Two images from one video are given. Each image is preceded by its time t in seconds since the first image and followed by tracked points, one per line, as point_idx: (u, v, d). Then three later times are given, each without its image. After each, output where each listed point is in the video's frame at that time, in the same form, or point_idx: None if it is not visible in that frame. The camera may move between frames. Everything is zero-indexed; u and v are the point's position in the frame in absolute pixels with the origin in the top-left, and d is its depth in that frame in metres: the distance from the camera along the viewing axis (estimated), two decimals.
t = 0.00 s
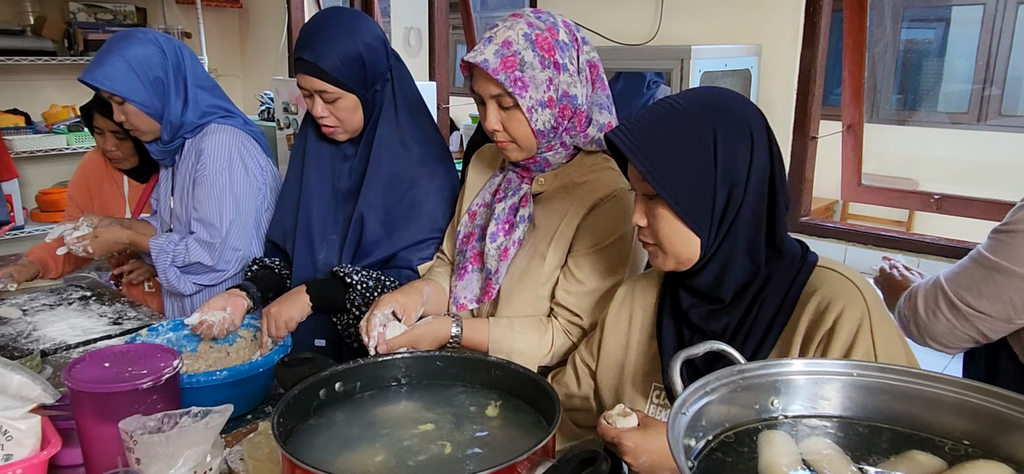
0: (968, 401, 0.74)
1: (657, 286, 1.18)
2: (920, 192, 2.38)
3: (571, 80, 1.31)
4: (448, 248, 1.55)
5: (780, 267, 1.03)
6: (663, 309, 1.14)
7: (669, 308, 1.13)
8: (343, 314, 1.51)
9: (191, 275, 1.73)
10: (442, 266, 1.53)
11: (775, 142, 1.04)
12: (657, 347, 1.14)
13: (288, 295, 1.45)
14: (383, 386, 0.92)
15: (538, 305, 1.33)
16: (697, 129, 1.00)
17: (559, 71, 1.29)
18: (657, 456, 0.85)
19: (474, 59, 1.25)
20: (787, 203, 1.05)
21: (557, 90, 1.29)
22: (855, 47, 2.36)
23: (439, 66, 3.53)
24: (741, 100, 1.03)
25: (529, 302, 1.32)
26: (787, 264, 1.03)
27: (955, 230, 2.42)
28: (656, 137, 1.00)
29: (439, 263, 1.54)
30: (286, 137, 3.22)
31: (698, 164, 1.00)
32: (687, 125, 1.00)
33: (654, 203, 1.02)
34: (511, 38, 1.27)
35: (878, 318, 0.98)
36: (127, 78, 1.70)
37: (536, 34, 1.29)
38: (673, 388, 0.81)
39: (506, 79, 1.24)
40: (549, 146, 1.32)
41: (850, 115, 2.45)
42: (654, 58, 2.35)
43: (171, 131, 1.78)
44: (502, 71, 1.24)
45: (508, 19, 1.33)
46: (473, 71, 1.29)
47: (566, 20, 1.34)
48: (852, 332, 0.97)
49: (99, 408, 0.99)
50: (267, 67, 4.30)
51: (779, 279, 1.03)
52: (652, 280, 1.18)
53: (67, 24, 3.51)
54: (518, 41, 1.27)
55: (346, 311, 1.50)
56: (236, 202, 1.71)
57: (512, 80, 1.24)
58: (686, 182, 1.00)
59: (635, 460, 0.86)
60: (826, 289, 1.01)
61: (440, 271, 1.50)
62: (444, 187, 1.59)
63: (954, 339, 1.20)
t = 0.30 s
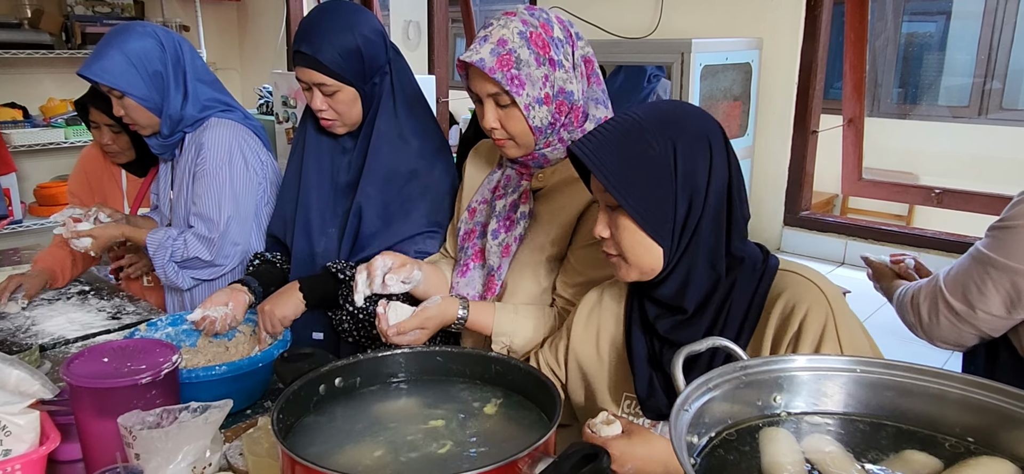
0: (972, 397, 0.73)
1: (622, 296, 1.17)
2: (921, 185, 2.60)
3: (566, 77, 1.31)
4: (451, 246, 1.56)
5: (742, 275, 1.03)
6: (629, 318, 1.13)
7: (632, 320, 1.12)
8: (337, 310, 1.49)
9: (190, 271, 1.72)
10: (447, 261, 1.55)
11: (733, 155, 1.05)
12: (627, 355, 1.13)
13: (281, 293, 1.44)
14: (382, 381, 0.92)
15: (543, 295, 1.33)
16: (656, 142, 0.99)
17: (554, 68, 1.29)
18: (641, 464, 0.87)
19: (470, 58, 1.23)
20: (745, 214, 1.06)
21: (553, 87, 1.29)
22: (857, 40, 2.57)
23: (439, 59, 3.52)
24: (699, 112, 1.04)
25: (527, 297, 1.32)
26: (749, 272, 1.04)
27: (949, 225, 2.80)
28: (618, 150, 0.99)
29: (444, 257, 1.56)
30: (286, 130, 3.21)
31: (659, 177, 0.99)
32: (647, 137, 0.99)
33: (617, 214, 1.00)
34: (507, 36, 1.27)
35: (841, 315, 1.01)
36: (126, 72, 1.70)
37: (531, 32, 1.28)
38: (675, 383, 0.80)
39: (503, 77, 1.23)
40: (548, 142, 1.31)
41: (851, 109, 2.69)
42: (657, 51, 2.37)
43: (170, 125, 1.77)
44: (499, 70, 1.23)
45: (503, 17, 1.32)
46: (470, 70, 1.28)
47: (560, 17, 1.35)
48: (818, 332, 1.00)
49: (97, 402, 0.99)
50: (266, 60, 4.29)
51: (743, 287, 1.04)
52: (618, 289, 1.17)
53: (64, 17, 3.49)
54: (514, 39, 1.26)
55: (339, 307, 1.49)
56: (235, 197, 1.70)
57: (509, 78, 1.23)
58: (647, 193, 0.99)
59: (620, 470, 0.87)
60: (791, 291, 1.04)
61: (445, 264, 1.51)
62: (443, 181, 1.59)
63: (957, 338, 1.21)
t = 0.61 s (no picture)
0: (975, 393, 0.73)
1: (603, 294, 1.16)
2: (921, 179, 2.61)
3: (589, 67, 1.30)
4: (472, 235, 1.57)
5: (720, 270, 1.04)
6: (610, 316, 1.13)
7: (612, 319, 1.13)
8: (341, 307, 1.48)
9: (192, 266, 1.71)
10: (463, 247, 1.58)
11: (708, 157, 1.06)
12: (609, 352, 1.14)
13: (282, 292, 1.42)
14: (383, 376, 0.92)
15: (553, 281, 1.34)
16: (632, 144, 0.99)
17: (578, 57, 1.28)
18: (628, 460, 0.90)
19: (495, 43, 1.24)
20: (720, 212, 1.07)
21: (576, 76, 1.28)
22: (858, 34, 2.56)
23: (439, 52, 3.51)
24: (674, 113, 1.05)
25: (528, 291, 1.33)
26: (727, 268, 1.05)
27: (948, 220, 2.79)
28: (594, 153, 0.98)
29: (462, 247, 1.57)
30: (286, 125, 3.20)
31: (636, 180, 0.99)
32: (623, 140, 0.99)
33: (595, 216, 1.00)
34: (532, 23, 1.26)
35: (816, 310, 1.02)
36: (126, 67, 1.69)
37: (557, 20, 1.28)
38: (676, 376, 0.79)
39: (527, 63, 1.22)
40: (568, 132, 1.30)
41: (851, 103, 2.68)
42: (660, 45, 2.36)
43: (170, 120, 1.77)
44: (522, 55, 1.23)
45: (530, 6, 1.32)
46: (495, 55, 1.28)
47: (586, 9, 1.34)
48: (794, 329, 1.00)
49: (97, 397, 0.99)
50: (265, 55, 4.27)
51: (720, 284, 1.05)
52: (599, 288, 1.16)
53: (63, 11, 3.48)
54: (540, 26, 1.26)
55: (343, 305, 1.47)
56: (235, 192, 1.69)
57: (532, 64, 1.22)
58: (625, 195, 0.99)
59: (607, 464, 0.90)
60: (768, 287, 1.04)
61: (467, 250, 1.54)
62: (444, 176, 1.59)
63: (960, 334, 1.21)
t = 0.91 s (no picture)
0: (979, 389, 0.73)
1: (600, 285, 1.16)
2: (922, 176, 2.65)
3: (597, 62, 1.31)
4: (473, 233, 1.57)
5: (713, 264, 1.04)
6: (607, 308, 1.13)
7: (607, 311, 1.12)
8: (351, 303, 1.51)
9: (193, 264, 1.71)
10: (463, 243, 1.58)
11: (703, 149, 1.06)
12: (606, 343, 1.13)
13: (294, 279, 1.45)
14: (382, 373, 0.92)
15: (558, 276, 1.34)
16: (627, 137, 0.99)
17: (586, 53, 1.29)
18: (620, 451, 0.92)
19: (505, 40, 1.23)
20: (715, 204, 1.06)
21: (584, 71, 1.28)
22: (860, 29, 2.56)
23: (439, 48, 3.50)
24: (668, 105, 1.04)
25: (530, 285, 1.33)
26: (721, 260, 1.05)
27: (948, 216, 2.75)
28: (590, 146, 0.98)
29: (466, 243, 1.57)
30: (286, 121, 3.19)
31: (632, 173, 0.99)
32: (619, 133, 0.99)
33: (591, 209, 1.00)
34: (541, 20, 1.25)
35: (807, 308, 1.02)
36: (125, 62, 1.69)
37: (565, 17, 1.28)
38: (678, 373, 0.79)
39: (536, 59, 1.22)
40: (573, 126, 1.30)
41: (852, 100, 2.70)
42: (660, 41, 2.36)
43: (170, 116, 1.76)
44: (532, 52, 1.22)
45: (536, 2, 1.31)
46: (502, 51, 1.27)
47: (591, 5, 1.35)
48: (783, 321, 1.01)
49: (98, 393, 0.99)
50: (265, 51, 4.27)
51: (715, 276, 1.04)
52: (596, 278, 1.17)
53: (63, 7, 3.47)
54: (549, 23, 1.25)
55: (354, 301, 1.50)
56: (235, 187, 1.69)
57: (541, 60, 1.22)
58: (621, 189, 0.98)
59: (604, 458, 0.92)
60: (759, 280, 1.04)
61: (471, 247, 1.53)
62: (447, 171, 1.59)
63: (956, 329, 1.21)
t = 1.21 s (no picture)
0: (977, 385, 0.72)
1: (612, 269, 1.17)
2: (921, 172, 2.63)
3: (589, 55, 1.31)
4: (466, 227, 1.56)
5: (721, 252, 1.03)
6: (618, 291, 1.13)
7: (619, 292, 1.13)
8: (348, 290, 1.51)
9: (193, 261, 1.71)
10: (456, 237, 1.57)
11: (719, 132, 1.05)
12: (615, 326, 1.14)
13: (296, 262, 1.47)
14: (382, 370, 0.92)
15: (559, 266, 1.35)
16: (641, 119, 0.99)
17: (578, 47, 1.29)
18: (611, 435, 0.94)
19: (499, 35, 1.23)
20: (729, 188, 1.06)
21: (577, 64, 1.29)
22: (859, 26, 2.55)
23: (439, 45, 3.50)
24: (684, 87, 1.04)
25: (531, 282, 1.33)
26: (731, 248, 1.04)
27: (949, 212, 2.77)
28: (604, 129, 0.98)
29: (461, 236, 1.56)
30: (285, 117, 3.19)
31: (646, 155, 0.99)
32: (633, 114, 0.99)
33: (605, 192, 1.00)
34: (534, 14, 1.26)
35: (809, 303, 1.01)
36: (121, 59, 1.69)
37: (558, 11, 1.29)
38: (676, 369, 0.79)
39: (531, 53, 1.22)
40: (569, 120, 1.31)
41: (852, 96, 2.68)
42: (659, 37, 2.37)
43: (166, 113, 1.76)
44: (527, 46, 1.22)
45: None
46: (496, 46, 1.27)
47: None
48: (783, 319, 1.00)
49: (97, 389, 0.99)
50: (265, 48, 4.26)
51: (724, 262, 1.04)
52: (608, 263, 1.17)
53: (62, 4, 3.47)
54: (541, 17, 1.26)
55: (350, 288, 1.51)
56: (235, 183, 1.69)
57: (537, 54, 1.22)
58: (635, 171, 0.98)
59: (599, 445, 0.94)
60: (766, 272, 1.03)
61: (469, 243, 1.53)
62: (448, 168, 1.59)
63: (965, 331, 1.20)
